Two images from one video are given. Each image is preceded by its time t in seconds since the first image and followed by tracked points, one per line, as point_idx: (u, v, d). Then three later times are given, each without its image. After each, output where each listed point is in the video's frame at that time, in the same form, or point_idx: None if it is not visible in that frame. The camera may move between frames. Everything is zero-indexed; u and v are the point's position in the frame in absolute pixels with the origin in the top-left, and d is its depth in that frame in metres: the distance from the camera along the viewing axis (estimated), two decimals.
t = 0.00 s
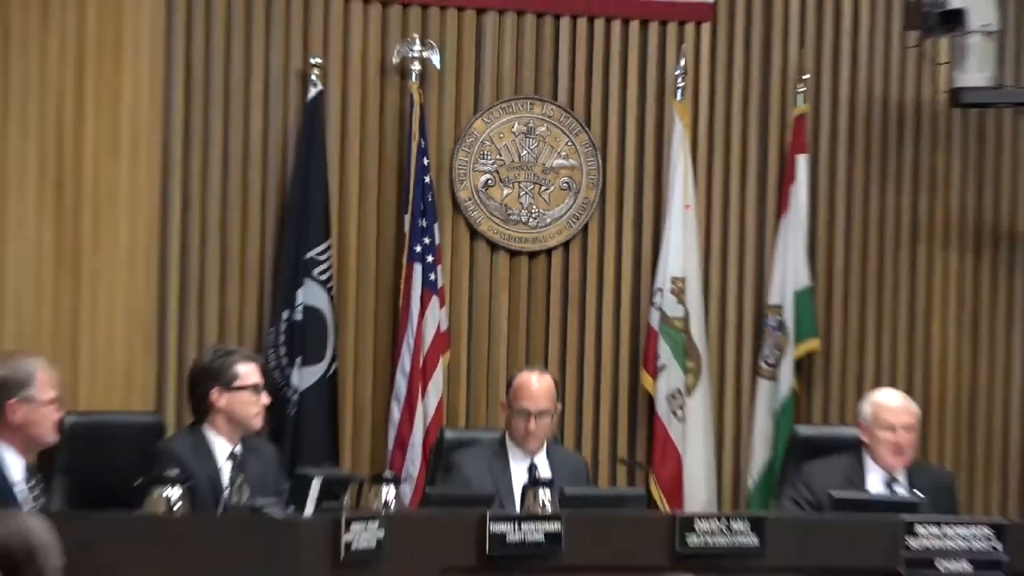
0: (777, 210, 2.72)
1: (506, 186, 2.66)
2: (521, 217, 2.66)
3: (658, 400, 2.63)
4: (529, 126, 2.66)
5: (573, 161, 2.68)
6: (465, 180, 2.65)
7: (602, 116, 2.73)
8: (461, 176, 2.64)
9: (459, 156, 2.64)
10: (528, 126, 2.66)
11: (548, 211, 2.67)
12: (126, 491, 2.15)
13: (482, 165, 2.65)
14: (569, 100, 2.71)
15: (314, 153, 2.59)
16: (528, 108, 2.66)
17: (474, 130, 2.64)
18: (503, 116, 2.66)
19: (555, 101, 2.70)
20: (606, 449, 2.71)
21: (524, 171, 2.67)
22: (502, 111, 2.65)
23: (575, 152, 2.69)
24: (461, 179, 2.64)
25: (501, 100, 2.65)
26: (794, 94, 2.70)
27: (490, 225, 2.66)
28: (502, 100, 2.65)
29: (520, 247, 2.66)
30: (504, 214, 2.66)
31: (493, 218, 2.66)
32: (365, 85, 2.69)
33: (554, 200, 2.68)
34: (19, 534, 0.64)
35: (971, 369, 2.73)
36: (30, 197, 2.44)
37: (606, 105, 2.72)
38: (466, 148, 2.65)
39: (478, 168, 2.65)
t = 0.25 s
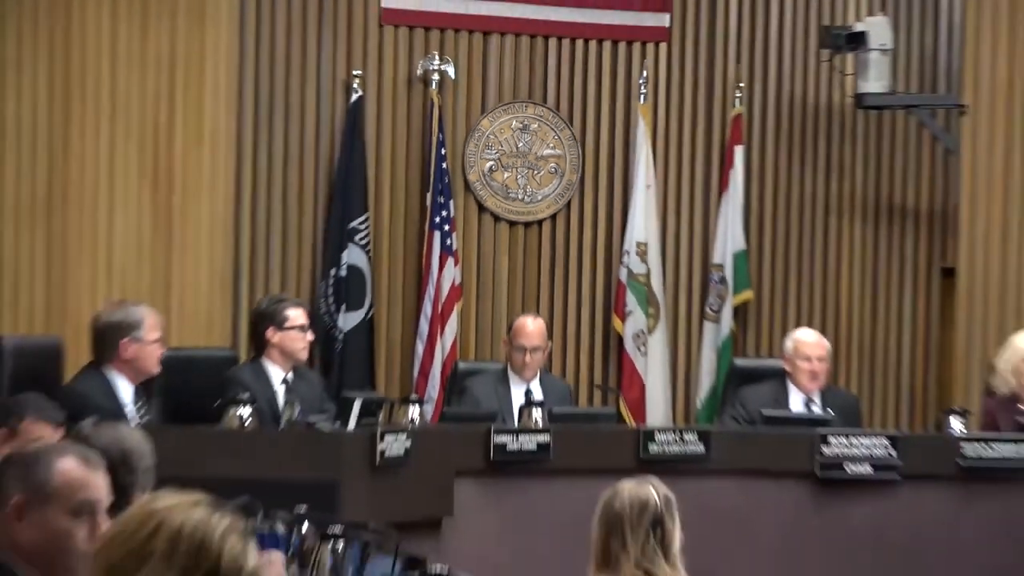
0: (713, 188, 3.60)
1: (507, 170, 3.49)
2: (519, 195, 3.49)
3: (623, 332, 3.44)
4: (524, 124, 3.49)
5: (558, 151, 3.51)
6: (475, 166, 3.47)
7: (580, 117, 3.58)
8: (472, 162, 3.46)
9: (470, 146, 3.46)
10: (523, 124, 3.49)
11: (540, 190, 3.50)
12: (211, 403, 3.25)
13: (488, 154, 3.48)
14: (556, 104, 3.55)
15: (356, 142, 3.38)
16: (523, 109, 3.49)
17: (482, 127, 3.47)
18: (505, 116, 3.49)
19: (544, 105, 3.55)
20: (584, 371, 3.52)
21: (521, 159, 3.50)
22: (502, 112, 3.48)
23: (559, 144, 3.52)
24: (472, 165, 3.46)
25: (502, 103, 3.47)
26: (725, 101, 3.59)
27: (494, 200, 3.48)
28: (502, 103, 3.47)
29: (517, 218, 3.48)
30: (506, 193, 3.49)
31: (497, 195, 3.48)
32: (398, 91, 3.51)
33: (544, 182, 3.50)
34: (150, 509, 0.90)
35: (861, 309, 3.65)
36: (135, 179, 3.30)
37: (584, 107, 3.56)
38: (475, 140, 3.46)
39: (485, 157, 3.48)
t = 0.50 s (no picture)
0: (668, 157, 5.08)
1: (506, 144, 4.88)
2: (515, 163, 4.89)
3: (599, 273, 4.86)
4: (518, 109, 4.88)
5: (543, 130, 4.92)
6: (481, 141, 4.84)
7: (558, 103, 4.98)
8: (480, 138, 4.85)
9: (479, 126, 4.84)
10: (517, 110, 4.88)
11: (533, 160, 4.90)
12: (269, 331, 4.25)
13: (492, 131, 4.85)
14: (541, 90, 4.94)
15: (385, 121, 4.65)
16: (518, 98, 4.88)
17: (487, 112, 4.84)
18: (505, 103, 4.88)
19: (535, 93, 4.93)
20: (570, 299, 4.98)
21: (516, 135, 4.88)
22: (502, 99, 4.86)
23: (545, 126, 4.93)
24: (480, 140, 4.85)
25: (502, 93, 4.84)
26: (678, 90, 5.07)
27: (496, 165, 4.87)
28: (503, 93, 4.85)
29: (512, 182, 4.87)
30: (506, 161, 4.89)
31: (498, 162, 4.88)
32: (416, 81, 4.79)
33: (533, 154, 4.91)
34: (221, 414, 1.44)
35: (782, 247, 5.20)
36: (210, 145, 4.36)
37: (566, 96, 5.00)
38: (482, 120, 4.83)
39: (489, 134, 4.85)
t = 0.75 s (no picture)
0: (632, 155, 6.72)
1: (505, 143, 6.39)
2: (511, 157, 6.39)
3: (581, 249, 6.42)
4: (513, 117, 6.39)
5: (533, 134, 6.48)
6: (485, 141, 6.35)
7: (546, 111, 6.48)
8: (484, 138, 6.35)
9: (483, 129, 6.35)
10: (512, 117, 6.39)
11: (526, 157, 6.44)
12: (311, 295, 5.31)
13: (493, 134, 6.36)
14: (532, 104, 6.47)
15: (406, 127, 6.07)
16: (513, 108, 6.41)
17: (490, 118, 6.35)
18: (503, 112, 6.40)
19: (529, 102, 6.47)
20: (559, 267, 6.57)
21: (512, 138, 6.42)
22: (501, 109, 6.39)
23: (534, 130, 6.48)
24: (484, 139, 6.35)
25: (501, 103, 6.35)
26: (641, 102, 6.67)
27: (496, 160, 6.42)
28: (501, 104, 6.36)
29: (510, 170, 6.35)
30: (503, 156, 6.40)
31: (497, 157, 6.41)
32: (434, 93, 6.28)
33: (524, 151, 6.43)
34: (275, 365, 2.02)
35: (726, 226, 6.92)
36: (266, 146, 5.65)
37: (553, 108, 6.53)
38: (485, 126, 6.35)
39: (491, 135, 6.35)
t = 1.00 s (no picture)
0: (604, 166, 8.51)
1: (500, 157, 8.04)
2: (506, 168, 8.01)
3: (565, 242, 8.08)
4: (508, 134, 8.01)
5: (524, 148, 8.11)
6: (485, 155, 7.96)
7: (536, 130, 8.14)
8: (485, 153, 7.97)
9: (484, 145, 7.96)
10: (507, 134, 8.01)
11: (520, 167, 8.09)
12: (341, 282, 6.45)
13: (492, 150, 8.00)
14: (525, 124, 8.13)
15: (419, 147, 7.56)
16: (507, 128, 8.01)
17: (489, 137, 8.00)
18: (499, 130, 8.01)
19: (521, 123, 8.10)
20: (546, 256, 8.23)
21: (506, 152, 8.04)
22: (497, 129, 7.99)
23: (525, 146, 8.11)
24: (484, 154, 7.97)
25: (497, 125, 7.96)
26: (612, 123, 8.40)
27: (494, 169, 8.01)
28: (498, 124, 7.96)
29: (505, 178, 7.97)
30: (501, 168, 8.03)
31: (494, 167, 8.01)
32: (445, 115, 7.88)
33: (518, 163, 8.06)
34: (314, 338, 2.55)
35: (684, 222, 8.68)
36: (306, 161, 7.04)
37: (543, 128, 8.20)
38: (485, 143, 7.98)
39: (491, 150, 8.00)
